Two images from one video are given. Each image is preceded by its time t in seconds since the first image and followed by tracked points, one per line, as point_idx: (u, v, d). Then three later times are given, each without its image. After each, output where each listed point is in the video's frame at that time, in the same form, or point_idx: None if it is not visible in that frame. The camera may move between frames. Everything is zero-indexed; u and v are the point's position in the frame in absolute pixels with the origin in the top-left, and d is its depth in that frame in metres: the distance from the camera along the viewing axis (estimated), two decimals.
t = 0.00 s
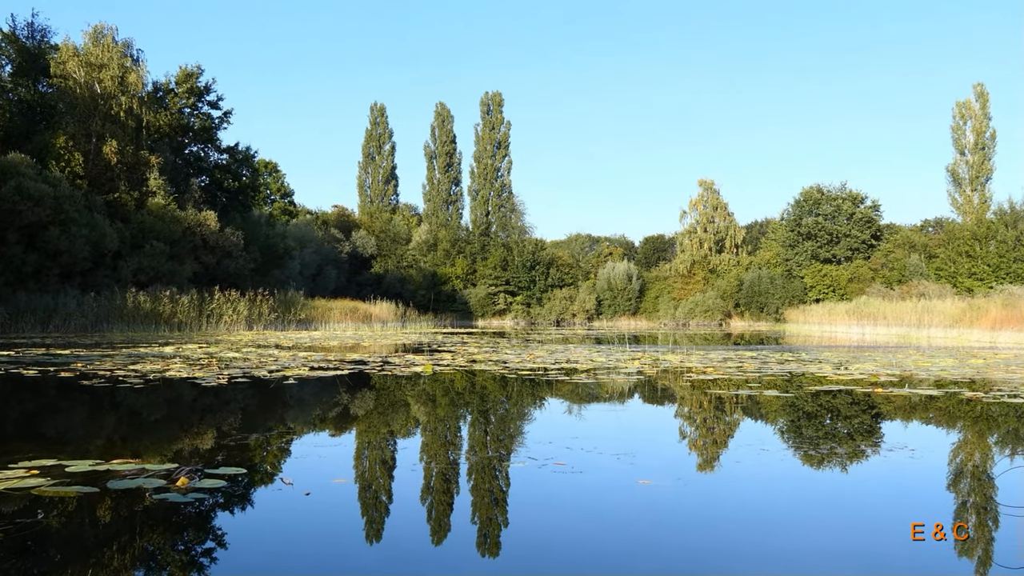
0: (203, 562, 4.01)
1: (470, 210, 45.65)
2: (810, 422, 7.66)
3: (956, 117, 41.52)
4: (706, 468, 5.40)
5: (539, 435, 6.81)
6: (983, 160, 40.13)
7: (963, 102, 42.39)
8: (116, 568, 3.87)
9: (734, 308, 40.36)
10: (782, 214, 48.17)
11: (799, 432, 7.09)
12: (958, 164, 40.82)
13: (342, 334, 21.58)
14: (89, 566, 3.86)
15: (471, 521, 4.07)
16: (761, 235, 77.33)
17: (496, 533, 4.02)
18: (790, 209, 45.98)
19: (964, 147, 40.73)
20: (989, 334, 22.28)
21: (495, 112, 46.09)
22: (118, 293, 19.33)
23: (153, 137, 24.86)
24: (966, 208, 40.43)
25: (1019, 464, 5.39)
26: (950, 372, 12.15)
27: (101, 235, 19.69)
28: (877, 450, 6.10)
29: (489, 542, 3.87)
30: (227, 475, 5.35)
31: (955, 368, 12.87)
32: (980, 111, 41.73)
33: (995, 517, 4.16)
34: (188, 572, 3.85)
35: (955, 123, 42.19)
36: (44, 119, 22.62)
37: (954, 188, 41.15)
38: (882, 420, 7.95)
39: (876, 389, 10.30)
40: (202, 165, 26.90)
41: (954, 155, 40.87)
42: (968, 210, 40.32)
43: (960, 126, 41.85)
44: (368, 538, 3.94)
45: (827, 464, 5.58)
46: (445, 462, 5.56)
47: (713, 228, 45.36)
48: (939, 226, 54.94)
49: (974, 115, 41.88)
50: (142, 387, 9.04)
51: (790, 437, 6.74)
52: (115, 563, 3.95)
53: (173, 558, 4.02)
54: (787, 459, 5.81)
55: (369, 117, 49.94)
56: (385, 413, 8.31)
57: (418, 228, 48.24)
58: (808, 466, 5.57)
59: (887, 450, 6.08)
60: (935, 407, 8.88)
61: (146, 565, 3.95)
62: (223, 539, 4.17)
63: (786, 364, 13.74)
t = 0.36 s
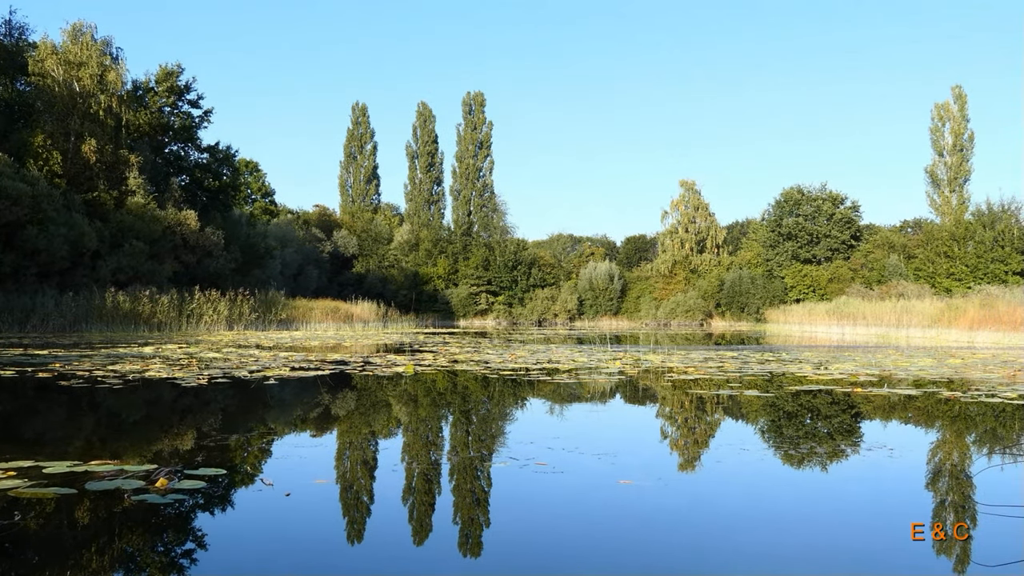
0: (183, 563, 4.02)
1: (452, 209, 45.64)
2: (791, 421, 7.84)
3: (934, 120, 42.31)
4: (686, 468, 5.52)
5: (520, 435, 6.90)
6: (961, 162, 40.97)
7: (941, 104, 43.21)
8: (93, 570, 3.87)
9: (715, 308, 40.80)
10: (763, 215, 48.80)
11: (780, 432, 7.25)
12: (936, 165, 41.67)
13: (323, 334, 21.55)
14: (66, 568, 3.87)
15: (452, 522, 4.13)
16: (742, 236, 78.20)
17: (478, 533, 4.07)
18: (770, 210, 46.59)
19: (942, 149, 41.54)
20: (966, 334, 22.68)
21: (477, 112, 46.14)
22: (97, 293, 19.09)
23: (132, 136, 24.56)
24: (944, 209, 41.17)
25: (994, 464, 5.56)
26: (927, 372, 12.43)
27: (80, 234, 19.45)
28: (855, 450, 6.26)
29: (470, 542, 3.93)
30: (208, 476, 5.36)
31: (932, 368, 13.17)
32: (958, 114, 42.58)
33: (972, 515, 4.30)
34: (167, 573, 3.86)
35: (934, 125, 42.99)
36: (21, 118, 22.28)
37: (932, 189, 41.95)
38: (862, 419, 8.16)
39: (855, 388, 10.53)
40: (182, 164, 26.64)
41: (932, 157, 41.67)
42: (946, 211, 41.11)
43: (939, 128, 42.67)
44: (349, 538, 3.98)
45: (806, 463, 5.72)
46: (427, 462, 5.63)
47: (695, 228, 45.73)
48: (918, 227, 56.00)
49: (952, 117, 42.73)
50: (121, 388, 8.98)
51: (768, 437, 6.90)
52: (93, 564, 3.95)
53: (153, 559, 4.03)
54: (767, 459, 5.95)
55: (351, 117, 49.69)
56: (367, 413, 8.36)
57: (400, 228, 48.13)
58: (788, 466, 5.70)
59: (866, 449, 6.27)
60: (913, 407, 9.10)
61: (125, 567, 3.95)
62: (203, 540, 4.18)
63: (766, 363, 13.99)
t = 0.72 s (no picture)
0: (173, 563, 4.03)
1: (442, 209, 45.61)
2: (780, 421, 7.93)
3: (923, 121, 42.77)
4: (677, 468, 5.57)
5: (510, 434, 6.95)
6: (949, 163, 41.45)
7: (930, 106, 43.67)
8: (81, 570, 3.87)
9: (704, 308, 41.02)
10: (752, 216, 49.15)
11: (770, 431, 7.31)
12: (925, 166, 42.14)
13: (313, 334, 21.51)
14: (55, 569, 3.86)
15: (443, 522, 4.17)
16: (731, 237, 78.69)
17: (467, 533, 4.11)
18: (759, 210, 46.91)
19: (931, 149, 41.99)
20: (954, 334, 22.91)
21: (467, 112, 46.18)
22: (85, 293, 18.97)
23: (121, 135, 24.39)
24: (933, 209, 41.61)
25: (982, 463, 5.67)
26: (916, 372, 12.57)
27: (68, 234, 19.33)
28: (845, 450, 6.34)
29: (460, 542, 3.95)
30: (197, 476, 5.36)
31: (921, 368, 13.32)
32: (946, 115, 43.06)
33: (960, 514, 4.37)
34: (156, 574, 3.86)
35: (922, 126, 43.44)
36: (9, 117, 22.12)
37: (921, 189, 42.40)
38: (851, 419, 8.27)
39: (844, 389, 10.64)
40: (171, 164, 26.52)
41: (921, 157, 42.12)
42: (934, 212, 41.56)
43: (927, 129, 43.13)
44: (339, 539, 4.00)
45: (796, 463, 5.80)
46: (417, 463, 5.66)
47: (684, 228, 45.91)
48: (906, 227, 56.60)
49: (940, 118, 43.21)
50: (110, 388, 8.95)
51: (757, 436, 7.00)
52: (81, 565, 3.95)
53: (142, 560, 4.02)
54: (757, 459, 6.02)
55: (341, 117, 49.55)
56: (357, 413, 8.39)
57: (390, 228, 48.05)
58: (776, 465, 5.77)
59: (855, 449, 6.39)
60: (902, 407, 9.21)
61: (115, 567, 3.95)
62: (192, 541, 4.18)
63: (755, 363, 14.11)
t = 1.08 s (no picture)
0: (160, 564, 4.04)
1: (430, 209, 45.56)
2: (768, 421, 8.02)
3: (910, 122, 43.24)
4: (664, 468, 5.63)
5: (497, 434, 7.01)
6: (936, 164, 41.95)
7: (917, 107, 44.15)
8: (67, 572, 3.88)
9: (693, 308, 41.25)
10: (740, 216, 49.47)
11: (758, 431, 7.39)
12: (912, 167, 42.63)
13: (302, 334, 21.47)
14: (41, 570, 3.87)
15: (432, 522, 4.21)
16: (719, 237, 79.17)
17: (456, 533, 4.16)
18: (747, 211, 47.25)
19: (918, 151, 42.47)
20: (941, 334, 23.20)
21: (455, 112, 46.17)
22: (71, 293, 18.82)
23: (107, 134, 24.08)
24: (920, 209, 42.12)
25: (967, 463, 5.79)
26: (903, 373, 12.73)
27: (54, 233, 19.19)
28: (832, 450, 6.45)
29: (449, 542, 3.98)
30: (184, 477, 5.36)
31: (907, 368, 13.48)
32: (932, 116, 43.57)
33: (946, 513, 4.47)
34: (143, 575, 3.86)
35: (910, 127, 43.92)
36: None
37: (908, 190, 42.89)
38: (838, 418, 8.41)
39: (832, 388, 10.77)
40: (159, 163, 26.32)
41: (908, 158, 42.60)
42: (921, 212, 42.05)
43: (915, 130, 43.61)
44: (328, 539, 4.02)
45: (784, 463, 5.91)
46: (405, 462, 5.70)
47: (673, 228, 46.12)
48: (893, 228, 57.26)
49: (927, 119, 43.70)
50: (97, 388, 8.89)
51: (745, 435, 7.09)
52: (67, 567, 3.95)
53: (128, 561, 4.03)
54: (747, 458, 6.09)
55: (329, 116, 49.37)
56: (345, 413, 8.43)
57: (378, 228, 47.93)
58: (764, 465, 5.87)
59: (842, 449, 6.52)
60: (889, 406, 9.35)
61: (101, 569, 3.96)
62: (179, 543, 4.18)
63: (743, 363, 14.25)
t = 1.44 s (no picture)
0: (153, 564, 4.05)
1: (423, 209, 45.50)
2: (760, 421, 8.08)
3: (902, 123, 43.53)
4: (658, 468, 5.65)
5: (491, 435, 7.04)
6: (928, 164, 42.23)
7: (910, 108, 44.45)
8: (59, 572, 3.88)
9: (686, 308, 41.39)
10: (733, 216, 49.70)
11: (751, 431, 7.44)
12: (904, 167, 42.92)
13: (294, 334, 21.45)
14: (33, 571, 3.87)
15: (425, 522, 4.24)
16: (712, 236, 79.44)
17: (449, 533, 4.19)
18: (741, 211, 47.46)
19: (910, 151, 42.76)
20: (933, 334, 23.40)
21: (449, 112, 46.16)
22: (63, 293, 18.74)
23: (100, 134, 23.98)
24: (912, 209, 42.40)
25: (958, 462, 5.87)
26: (895, 373, 12.83)
27: (47, 233, 19.14)
28: (824, 450, 6.52)
29: (442, 542, 4.01)
30: (177, 478, 5.37)
31: (899, 368, 13.59)
32: (924, 116, 43.90)
33: (937, 511, 4.55)
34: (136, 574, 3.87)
35: (902, 128, 44.21)
36: None
37: (901, 191, 43.17)
38: (830, 418, 8.52)
39: (825, 388, 10.85)
40: (151, 163, 26.18)
41: (901, 159, 42.89)
42: (913, 212, 42.36)
43: (907, 131, 43.90)
44: (320, 540, 4.04)
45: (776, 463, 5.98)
46: (399, 463, 5.72)
47: (666, 228, 46.22)
48: (886, 228, 57.63)
49: (920, 120, 44.01)
50: (89, 389, 8.87)
51: (738, 435, 7.17)
52: (60, 567, 3.95)
53: (121, 562, 4.04)
54: (740, 459, 6.14)
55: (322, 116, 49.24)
56: (338, 413, 8.45)
57: (372, 228, 47.85)
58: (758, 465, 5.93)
59: (834, 449, 6.59)
60: (881, 406, 9.44)
61: (93, 569, 3.96)
62: (172, 544, 4.19)
63: (736, 363, 14.33)
